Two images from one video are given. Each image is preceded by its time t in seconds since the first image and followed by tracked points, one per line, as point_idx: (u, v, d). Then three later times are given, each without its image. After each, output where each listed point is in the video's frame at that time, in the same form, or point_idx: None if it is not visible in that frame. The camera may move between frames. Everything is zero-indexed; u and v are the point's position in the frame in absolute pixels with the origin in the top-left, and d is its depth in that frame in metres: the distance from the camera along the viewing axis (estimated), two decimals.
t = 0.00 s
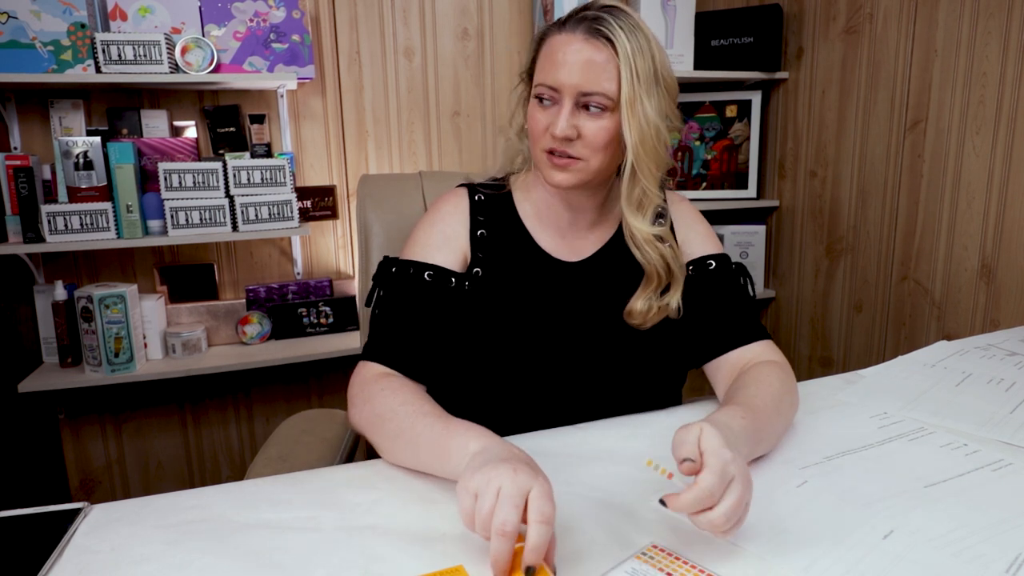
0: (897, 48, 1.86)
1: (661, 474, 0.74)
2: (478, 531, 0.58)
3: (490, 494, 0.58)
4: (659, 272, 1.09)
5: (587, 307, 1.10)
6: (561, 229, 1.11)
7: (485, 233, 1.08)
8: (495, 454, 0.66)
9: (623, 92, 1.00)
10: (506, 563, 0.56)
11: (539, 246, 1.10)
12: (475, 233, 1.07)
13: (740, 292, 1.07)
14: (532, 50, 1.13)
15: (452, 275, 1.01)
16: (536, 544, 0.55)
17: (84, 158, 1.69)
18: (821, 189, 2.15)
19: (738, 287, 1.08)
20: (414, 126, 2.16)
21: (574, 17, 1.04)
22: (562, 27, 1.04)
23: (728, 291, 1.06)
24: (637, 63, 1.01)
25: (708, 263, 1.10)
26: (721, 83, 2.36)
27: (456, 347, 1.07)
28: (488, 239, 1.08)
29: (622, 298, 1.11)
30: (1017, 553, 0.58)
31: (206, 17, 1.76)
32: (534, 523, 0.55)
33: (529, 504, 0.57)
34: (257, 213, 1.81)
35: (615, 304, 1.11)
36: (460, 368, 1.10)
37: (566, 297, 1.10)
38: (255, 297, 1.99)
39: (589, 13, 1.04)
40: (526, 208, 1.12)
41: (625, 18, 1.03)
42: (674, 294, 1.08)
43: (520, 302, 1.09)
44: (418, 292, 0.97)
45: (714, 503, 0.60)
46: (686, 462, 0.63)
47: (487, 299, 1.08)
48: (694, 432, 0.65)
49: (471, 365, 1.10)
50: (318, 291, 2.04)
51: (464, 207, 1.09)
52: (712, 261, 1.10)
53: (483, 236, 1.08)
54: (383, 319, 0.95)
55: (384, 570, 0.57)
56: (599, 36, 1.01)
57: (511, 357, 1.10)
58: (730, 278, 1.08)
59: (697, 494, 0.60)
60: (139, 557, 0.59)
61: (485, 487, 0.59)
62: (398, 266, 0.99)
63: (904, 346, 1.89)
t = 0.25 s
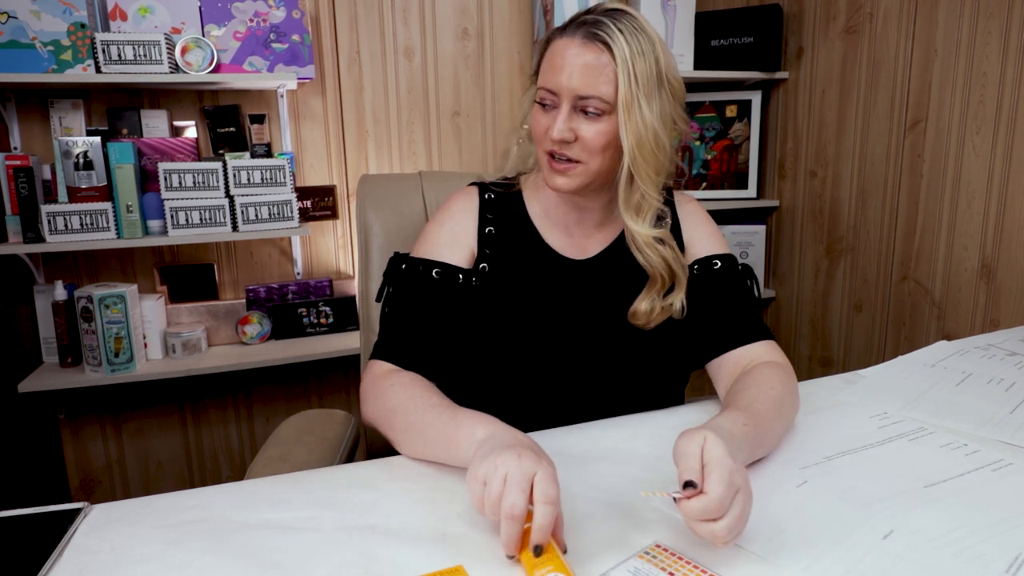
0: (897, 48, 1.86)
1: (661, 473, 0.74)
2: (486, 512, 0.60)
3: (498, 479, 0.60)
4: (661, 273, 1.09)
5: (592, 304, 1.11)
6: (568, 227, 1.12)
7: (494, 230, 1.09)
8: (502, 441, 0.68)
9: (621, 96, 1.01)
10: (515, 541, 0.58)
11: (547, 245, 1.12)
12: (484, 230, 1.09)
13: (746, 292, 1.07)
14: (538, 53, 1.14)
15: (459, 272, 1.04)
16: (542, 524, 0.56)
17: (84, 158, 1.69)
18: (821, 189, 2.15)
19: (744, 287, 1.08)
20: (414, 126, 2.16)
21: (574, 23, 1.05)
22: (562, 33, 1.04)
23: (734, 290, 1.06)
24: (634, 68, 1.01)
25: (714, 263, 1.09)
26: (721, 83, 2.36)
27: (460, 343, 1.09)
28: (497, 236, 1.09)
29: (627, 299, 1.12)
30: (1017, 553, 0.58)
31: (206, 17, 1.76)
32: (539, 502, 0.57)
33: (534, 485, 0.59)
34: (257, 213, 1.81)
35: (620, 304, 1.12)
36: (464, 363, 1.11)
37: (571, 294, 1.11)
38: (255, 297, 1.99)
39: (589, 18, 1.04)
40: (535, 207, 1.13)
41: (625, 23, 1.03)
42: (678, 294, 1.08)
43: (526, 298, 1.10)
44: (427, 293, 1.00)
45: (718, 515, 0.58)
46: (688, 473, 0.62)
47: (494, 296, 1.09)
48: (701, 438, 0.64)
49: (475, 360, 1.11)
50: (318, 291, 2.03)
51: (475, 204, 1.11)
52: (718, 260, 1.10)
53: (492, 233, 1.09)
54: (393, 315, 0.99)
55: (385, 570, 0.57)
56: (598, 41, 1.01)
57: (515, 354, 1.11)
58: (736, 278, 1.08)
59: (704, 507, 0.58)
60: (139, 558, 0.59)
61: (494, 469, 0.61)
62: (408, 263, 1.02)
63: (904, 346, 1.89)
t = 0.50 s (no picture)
0: (897, 48, 1.86)
1: (661, 473, 0.74)
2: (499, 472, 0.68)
3: (508, 443, 0.69)
4: (670, 278, 1.09)
5: (596, 301, 1.13)
6: (576, 228, 1.15)
7: (502, 228, 1.14)
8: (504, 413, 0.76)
9: (624, 106, 1.02)
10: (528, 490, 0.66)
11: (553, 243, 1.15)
12: (492, 227, 1.14)
13: (757, 294, 1.06)
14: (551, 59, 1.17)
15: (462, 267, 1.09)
16: (555, 474, 0.65)
17: (84, 158, 1.69)
18: (821, 188, 2.15)
19: (755, 288, 1.06)
20: (414, 126, 2.16)
21: (581, 31, 1.05)
22: (569, 41, 1.05)
23: (744, 291, 1.05)
24: (638, 78, 1.02)
25: (722, 264, 1.08)
26: (721, 83, 2.36)
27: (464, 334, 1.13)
28: (504, 234, 1.14)
29: (634, 301, 1.13)
30: (1017, 553, 0.58)
31: (206, 17, 1.76)
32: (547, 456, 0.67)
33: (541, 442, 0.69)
34: (257, 213, 1.81)
35: (626, 304, 1.13)
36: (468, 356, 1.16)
37: (576, 291, 1.13)
38: (255, 297, 1.99)
39: (596, 27, 1.04)
40: (546, 207, 1.16)
41: (630, 32, 1.03)
42: (686, 298, 1.09)
43: (532, 295, 1.14)
44: (429, 286, 1.05)
45: (727, 525, 0.57)
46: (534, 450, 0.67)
47: (500, 289, 1.13)
48: (701, 451, 0.63)
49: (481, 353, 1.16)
50: (319, 291, 2.03)
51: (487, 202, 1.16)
52: (727, 261, 1.09)
53: (499, 230, 1.13)
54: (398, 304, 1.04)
55: (385, 570, 0.57)
56: (601, 50, 1.01)
57: (519, 348, 1.14)
58: (745, 279, 1.07)
59: (713, 517, 0.57)
60: (139, 557, 0.59)
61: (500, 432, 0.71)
62: (417, 257, 1.08)
63: (904, 346, 1.89)
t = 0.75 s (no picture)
0: (897, 48, 1.86)
1: (662, 474, 0.73)
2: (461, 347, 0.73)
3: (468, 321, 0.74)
4: (671, 281, 1.10)
5: (598, 297, 1.15)
6: (576, 228, 1.18)
7: (499, 222, 1.21)
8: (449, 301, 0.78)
9: (621, 116, 1.05)
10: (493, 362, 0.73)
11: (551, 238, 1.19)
12: (491, 221, 1.21)
13: (760, 295, 1.04)
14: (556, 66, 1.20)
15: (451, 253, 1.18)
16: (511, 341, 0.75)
17: (84, 158, 1.69)
18: (821, 188, 2.15)
19: (761, 289, 1.05)
20: (414, 126, 2.16)
21: (582, 40, 1.08)
22: (570, 51, 1.08)
23: (748, 291, 1.04)
24: (635, 88, 1.05)
25: (725, 265, 1.08)
26: (722, 83, 2.36)
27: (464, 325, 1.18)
28: (500, 228, 1.20)
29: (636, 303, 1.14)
30: (1017, 553, 0.58)
31: (206, 17, 1.76)
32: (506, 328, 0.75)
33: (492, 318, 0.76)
34: (257, 213, 1.81)
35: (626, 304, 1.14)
36: (471, 351, 1.18)
37: (579, 286, 1.16)
38: (255, 297, 1.98)
39: (596, 37, 1.07)
40: (550, 206, 1.21)
41: (629, 41, 1.06)
42: (687, 303, 1.09)
43: (534, 291, 1.18)
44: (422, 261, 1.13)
45: (723, 523, 0.57)
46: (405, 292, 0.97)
47: (503, 282, 1.19)
48: (692, 454, 0.64)
49: (481, 347, 1.18)
50: (319, 291, 2.03)
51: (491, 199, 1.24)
52: (730, 262, 1.08)
53: (496, 224, 1.21)
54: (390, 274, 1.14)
55: (384, 570, 0.57)
56: (598, 61, 1.04)
57: (521, 344, 1.16)
58: (748, 281, 1.05)
59: (706, 517, 0.57)
60: (139, 557, 0.59)
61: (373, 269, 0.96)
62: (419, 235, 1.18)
63: (904, 346, 1.89)
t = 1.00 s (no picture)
0: (897, 49, 1.86)
1: (662, 474, 0.73)
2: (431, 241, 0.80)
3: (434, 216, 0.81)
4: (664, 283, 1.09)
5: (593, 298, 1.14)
6: (570, 229, 1.18)
7: (493, 222, 1.22)
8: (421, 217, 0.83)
9: (619, 119, 1.05)
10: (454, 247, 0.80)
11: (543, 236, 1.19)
12: (484, 221, 1.22)
13: (755, 296, 1.04)
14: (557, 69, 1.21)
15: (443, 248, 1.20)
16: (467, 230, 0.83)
17: (84, 158, 1.69)
18: (821, 189, 2.15)
19: (756, 291, 1.05)
20: (414, 126, 2.16)
21: (583, 43, 1.08)
22: (570, 53, 1.08)
23: (742, 292, 1.04)
24: (635, 92, 1.05)
25: (720, 267, 1.08)
26: (721, 83, 2.36)
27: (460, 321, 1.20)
28: (493, 227, 1.21)
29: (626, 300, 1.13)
30: (1017, 553, 0.58)
31: (206, 17, 1.76)
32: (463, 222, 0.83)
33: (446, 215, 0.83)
34: (257, 213, 1.81)
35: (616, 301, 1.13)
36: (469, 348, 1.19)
37: (574, 287, 1.15)
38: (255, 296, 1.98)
39: (597, 40, 1.07)
40: (545, 207, 1.21)
41: (629, 45, 1.05)
42: (679, 305, 1.09)
43: (531, 291, 1.17)
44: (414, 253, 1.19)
45: (728, 518, 0.57)
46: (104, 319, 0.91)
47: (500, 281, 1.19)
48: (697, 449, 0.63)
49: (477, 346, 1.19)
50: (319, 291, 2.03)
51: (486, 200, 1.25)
52: (725, 265, 1.08)
53: (489, 224, 1.22)
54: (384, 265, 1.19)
55: (384, 570, 0.57)
56: (598, 65, 1.04)
57: (516, 344, 1.16)
58: (742, 283, 1.05)
59: (712, 512, 0.57)
60: (140, 557, 0.59)
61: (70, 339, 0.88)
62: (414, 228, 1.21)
63: (904, 346, 1.89)
